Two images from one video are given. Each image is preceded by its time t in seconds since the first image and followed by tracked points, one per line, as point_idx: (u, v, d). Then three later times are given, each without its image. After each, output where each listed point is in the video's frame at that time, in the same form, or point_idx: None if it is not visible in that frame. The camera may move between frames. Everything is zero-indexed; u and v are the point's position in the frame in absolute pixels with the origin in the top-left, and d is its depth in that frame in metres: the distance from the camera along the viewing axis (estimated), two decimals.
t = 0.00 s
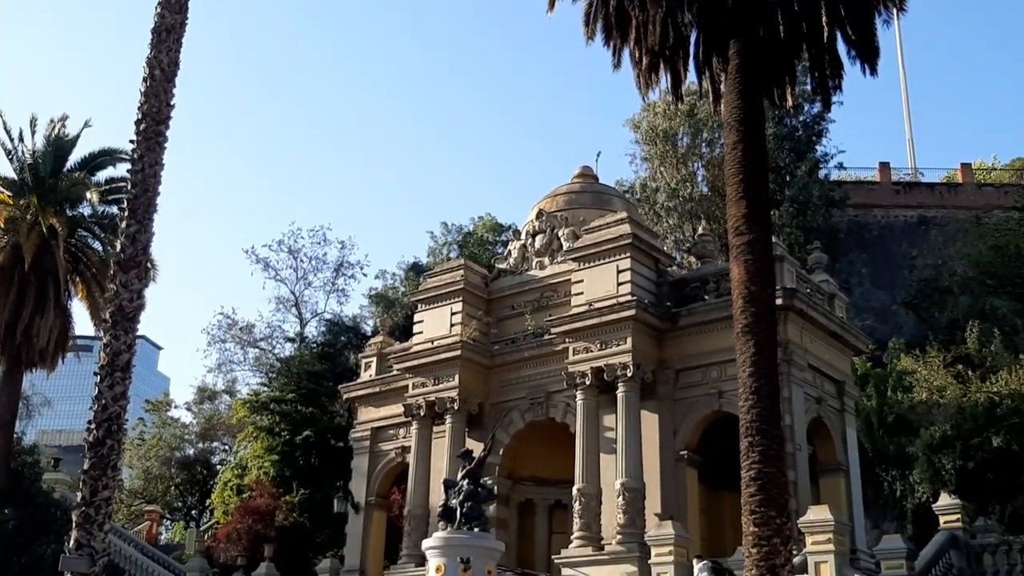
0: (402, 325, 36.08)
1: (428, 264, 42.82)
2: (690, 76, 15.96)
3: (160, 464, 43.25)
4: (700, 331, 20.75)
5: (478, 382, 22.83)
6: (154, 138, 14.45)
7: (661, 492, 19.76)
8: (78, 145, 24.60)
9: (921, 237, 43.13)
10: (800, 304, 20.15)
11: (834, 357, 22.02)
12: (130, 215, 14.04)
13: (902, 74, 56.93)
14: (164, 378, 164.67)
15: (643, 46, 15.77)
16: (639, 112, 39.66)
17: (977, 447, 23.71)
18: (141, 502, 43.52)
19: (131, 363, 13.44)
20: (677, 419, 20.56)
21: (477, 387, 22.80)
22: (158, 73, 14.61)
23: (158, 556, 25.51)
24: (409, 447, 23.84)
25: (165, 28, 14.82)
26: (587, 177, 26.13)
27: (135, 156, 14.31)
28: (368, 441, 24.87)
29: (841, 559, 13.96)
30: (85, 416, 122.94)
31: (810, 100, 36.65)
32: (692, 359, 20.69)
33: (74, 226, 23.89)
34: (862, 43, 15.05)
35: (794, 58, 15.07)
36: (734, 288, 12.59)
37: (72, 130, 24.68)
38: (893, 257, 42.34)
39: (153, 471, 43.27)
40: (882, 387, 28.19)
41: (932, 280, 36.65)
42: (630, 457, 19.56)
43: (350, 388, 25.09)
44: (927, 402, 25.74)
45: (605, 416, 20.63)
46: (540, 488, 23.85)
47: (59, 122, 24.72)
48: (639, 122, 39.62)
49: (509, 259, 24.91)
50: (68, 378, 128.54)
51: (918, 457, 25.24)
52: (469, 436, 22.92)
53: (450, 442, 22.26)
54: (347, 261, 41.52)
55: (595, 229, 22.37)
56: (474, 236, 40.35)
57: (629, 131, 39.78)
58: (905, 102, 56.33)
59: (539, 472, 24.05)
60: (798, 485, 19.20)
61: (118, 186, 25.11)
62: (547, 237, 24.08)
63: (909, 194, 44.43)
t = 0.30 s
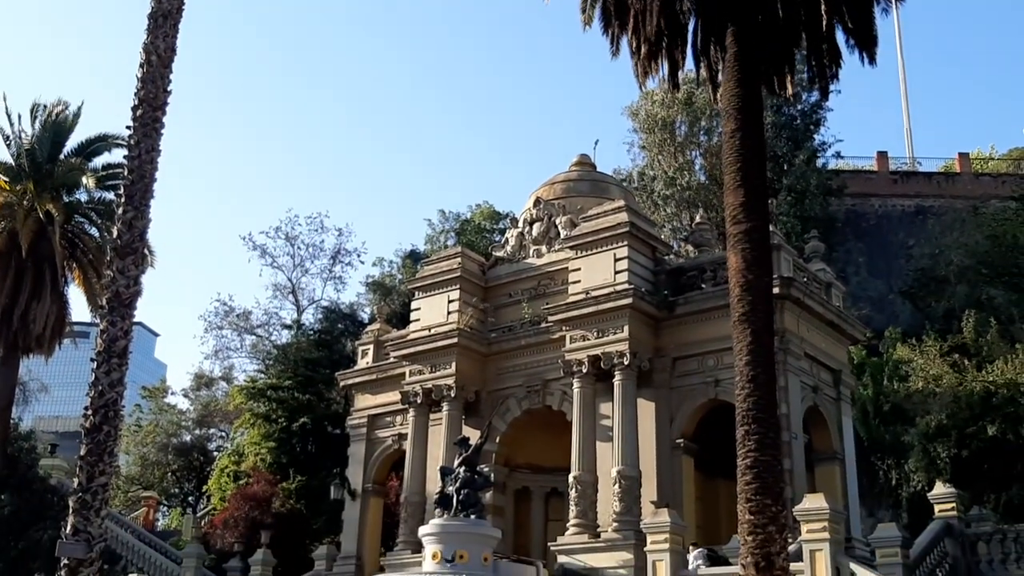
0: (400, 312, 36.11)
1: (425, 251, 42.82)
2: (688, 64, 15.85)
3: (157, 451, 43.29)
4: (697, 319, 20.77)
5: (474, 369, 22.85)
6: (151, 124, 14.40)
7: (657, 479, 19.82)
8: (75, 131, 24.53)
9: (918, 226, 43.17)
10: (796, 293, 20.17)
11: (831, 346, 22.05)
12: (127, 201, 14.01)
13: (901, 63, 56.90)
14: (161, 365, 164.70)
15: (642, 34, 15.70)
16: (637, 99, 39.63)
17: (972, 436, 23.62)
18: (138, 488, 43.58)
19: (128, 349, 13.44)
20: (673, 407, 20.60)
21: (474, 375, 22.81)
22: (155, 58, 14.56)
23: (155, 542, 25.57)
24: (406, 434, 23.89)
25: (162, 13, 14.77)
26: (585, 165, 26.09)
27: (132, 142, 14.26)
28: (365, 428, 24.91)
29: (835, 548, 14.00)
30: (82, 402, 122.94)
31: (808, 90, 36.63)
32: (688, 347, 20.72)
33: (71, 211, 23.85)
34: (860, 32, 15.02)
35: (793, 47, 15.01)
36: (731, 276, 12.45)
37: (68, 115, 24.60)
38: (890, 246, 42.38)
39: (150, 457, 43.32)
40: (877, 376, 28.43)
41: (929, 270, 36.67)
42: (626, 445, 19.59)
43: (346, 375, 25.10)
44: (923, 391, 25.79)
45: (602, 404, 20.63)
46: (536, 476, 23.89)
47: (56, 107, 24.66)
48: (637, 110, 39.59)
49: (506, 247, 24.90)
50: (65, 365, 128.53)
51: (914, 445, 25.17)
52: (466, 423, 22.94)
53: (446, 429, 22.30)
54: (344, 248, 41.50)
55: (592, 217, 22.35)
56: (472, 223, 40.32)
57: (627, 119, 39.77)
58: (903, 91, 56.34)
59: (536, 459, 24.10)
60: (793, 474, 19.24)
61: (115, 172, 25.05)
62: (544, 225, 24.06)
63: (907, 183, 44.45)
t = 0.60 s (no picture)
0: (397, 301, 36.13)
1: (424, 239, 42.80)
2: (687, 52, 15.80)
3: (154, 438, 43.33)
4: (694, 309, 20.78)
5: (472, 358, 22.85)
6: (149, 111, 14.35)
7: (653, 468, 19.84)
8: (73, 117, 24.47)
9: (916, 217, 43.17)
10: (794, 283, 20.17)
11: (828, 335, 22.07)
12: (124, 188, 13.98)
13: (900, 54, 56.88)
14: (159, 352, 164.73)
15: (641, 21, 15.65)
16: (636, 88, 39.58)
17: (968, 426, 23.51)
18: (135, 475, 43.63)
19: (126, 336, 13.44)
20: (670, 396, 20.62)
21: (471, 363, 22.81)
22: (151, 45, 14.50)
23: (152, 528, 25.61)
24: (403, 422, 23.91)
25: None
26: (583, 154, 26.03)
27: (129, 129, 14.22)
28: (362, 416, 24.94)
29: (831, 537, 14.03)
30: (80, 389, 122.95)
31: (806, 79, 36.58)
32: (686, 337, 20.73)
33: (69, 198, 23.82)
34: (859, 21, 14.99)
35: (792, 37, 14.93)
36: (729, 266, 12.39)
37: (66, 101, 24.53)
38: (888, 237, 42.38)
39: (147, 444, 43.36)
40: (875, 366, 28.57)
41: (927, 261, 36.64)
42: (622, 434, 19.61)
43: (343, 363, 25.11)
44: (921, 380, 25.59)
45: (599, 393, 20.65)
46: (533, 465, 23.93)
47: (54, 93, 24.59)
48: (635, 98, 39.54)
49: (504, 236, 24.87)
50: (62, 352, 128.51)
51: (911, 436, 25.13)
52: (463, 412, 22.95)
53: (444, 417, 22.31)
54: (342, 236, 41.50)
55: (590, 206, 22.31)
56: (470, 212, 40.29)
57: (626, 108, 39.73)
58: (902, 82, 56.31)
59: (533, 448, 24.12)
60: (789, 463, 19.27)
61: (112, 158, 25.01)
62: (542, 214, 24.03)
63: (905, 174, 44.44)
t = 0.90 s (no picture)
0: (396, 290, 36.16)
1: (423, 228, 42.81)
2: (688, 42, 15.74)
3: (153, 426, 43.37)
4: (693, 300, 20.77)
5: (471, 347, 22.86)
6: (148, 98, 14.31)
7: (651, 459, 19.88)
8: (73, 105, 24.43)
9: (915, 209, 43.17)
10: (793, 275, 20.18)
11: (827, 327, 22.08)
12: (123, 175, 13.95)
13: (901, 46, 56.84)
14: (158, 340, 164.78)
15: (642, 10, 15.58)
16: (636, 79, 39.53)
17: (966, 420, 23.41)
18: (133, 463, 43.69)
19: (125, 324, 13.45)
20: (669, 387, 20.65)
21: (470, 353, 22.83)
22: (151, 33, 14.47)
23: (150, 516, 25.67)
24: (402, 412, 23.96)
25: None
26: (583, 144, 25.98)
27: (128, 117, 14.19)
28: (361, 405, 24.98)
29: (828, 528, 14.04)
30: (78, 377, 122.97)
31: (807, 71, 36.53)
32: (685, 328, 20.74)
33: (68, 185, 23.79)
34: (861, 12, 14.90)
35: (794, 26, 14.79)
36: (729, 258, 12.28)
37: (66, 88, 24.49)
38: (887, 229, 42.38)
39: (145, 432, 43.41)
40: (873, 358, 28.55)
41: (926, 253, 36.61)
42: (621, 424, 19.64)
43: (342, 352, 25.14)
44: (919, 371, 25.40)
45: (598, 383, 20.71)
46: (531, 454, 23.96)
47: (54, 81, 24.55)
48: (636, 89, 39.49)
49: (503, 226, 24.85)
50: (61, 340, 128.56)
51: (909, 427, 25.15)
52: (462, 401, 22.99)
53: (443, 407, 22.35)
54: (342, 225, 41.48)
55: (590, 196, 22.28)
56: (469, 202, 40.28)
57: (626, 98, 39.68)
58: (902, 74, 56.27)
59: (531, 438, 24.15)
60: (787, 454, 19.32)
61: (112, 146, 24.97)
62: (542, 204, 24.01)
63: (904, 166, 44.41)
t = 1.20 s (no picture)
0: (395, 280, 36.18)
1: (423, 218, 42.82)
2: (688, 32, 15.68)
3: (152, 415, 43.41)
4: (693, 291, 20.77)
5: (470, 338, 22.87)
6: (146, 87, 14.28)
7: (649, 449, 19.92)
8: (72, 94, 24.38)
9: (915, 200, 43.18)
10: (792, 266, 20.18)
11: (825, 319, 22.08)
12: (121, 164, 13.92)
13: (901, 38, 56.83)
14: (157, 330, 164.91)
15: None
16: (636, 69, 39.48)
17: (964, 410, 23.36)
18: (132, 452, 43.76)
19: (123, 313, 13.45)
20: (667, 378, 20.66)
21: (469, 343, 22.84)
22: (150, 21, 14.45)
23: (149, 505, 25.71)
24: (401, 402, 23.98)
25: None
26: (583, 134, 25.93)
27: (127, 105, 14.16)
28: (360, 395, 25.01)
29: (826, 519, 14.07)
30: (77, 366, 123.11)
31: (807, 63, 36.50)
32: (684, 319, 20.74)
33: (67, 175, 23.76)
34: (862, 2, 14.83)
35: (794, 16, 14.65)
36: (728, 248, 12.12)
37: (65, 77, 24.44)
38: (886, 220, 42.39)
39: (144, 421, 43.46)
40: (872, 350, 28.39)
41: (926, 245, 36.60)
42: (620, 414, 19.66)
43: (341, 342, 25.15)
44: (917, 362, 25.61)
45: (596, 373, 20.73)
46: (530, 445, 23.98)
47: (53, 70, 24.50)
48: (635, 79, 39.45)
49: (502, 216, 24.82)
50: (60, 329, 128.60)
51: (906, 418, 25.17)
52: (461, 392, 23.02)
53: (442, 397, 22.36)
54: (341, 215, 41.48)
55: (589, 187, 22.24)
56: (468, 192, 40.28)
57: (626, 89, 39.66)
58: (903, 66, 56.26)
59: (530, 428, 24.17)
60: (785, 445, 19.35)
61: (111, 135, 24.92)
62: (542, 194, 23.97)
63: (904, 157, 44.40)
